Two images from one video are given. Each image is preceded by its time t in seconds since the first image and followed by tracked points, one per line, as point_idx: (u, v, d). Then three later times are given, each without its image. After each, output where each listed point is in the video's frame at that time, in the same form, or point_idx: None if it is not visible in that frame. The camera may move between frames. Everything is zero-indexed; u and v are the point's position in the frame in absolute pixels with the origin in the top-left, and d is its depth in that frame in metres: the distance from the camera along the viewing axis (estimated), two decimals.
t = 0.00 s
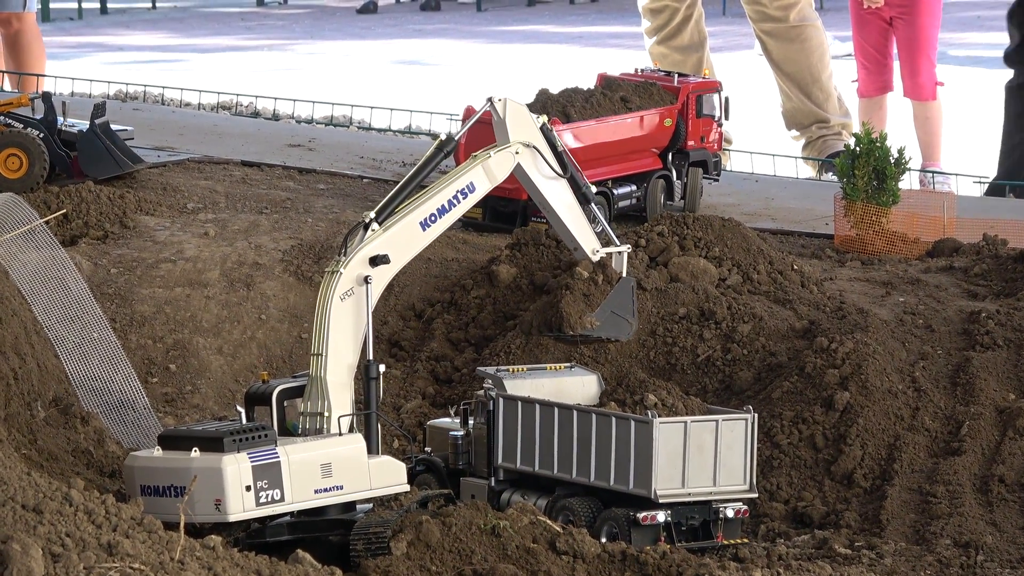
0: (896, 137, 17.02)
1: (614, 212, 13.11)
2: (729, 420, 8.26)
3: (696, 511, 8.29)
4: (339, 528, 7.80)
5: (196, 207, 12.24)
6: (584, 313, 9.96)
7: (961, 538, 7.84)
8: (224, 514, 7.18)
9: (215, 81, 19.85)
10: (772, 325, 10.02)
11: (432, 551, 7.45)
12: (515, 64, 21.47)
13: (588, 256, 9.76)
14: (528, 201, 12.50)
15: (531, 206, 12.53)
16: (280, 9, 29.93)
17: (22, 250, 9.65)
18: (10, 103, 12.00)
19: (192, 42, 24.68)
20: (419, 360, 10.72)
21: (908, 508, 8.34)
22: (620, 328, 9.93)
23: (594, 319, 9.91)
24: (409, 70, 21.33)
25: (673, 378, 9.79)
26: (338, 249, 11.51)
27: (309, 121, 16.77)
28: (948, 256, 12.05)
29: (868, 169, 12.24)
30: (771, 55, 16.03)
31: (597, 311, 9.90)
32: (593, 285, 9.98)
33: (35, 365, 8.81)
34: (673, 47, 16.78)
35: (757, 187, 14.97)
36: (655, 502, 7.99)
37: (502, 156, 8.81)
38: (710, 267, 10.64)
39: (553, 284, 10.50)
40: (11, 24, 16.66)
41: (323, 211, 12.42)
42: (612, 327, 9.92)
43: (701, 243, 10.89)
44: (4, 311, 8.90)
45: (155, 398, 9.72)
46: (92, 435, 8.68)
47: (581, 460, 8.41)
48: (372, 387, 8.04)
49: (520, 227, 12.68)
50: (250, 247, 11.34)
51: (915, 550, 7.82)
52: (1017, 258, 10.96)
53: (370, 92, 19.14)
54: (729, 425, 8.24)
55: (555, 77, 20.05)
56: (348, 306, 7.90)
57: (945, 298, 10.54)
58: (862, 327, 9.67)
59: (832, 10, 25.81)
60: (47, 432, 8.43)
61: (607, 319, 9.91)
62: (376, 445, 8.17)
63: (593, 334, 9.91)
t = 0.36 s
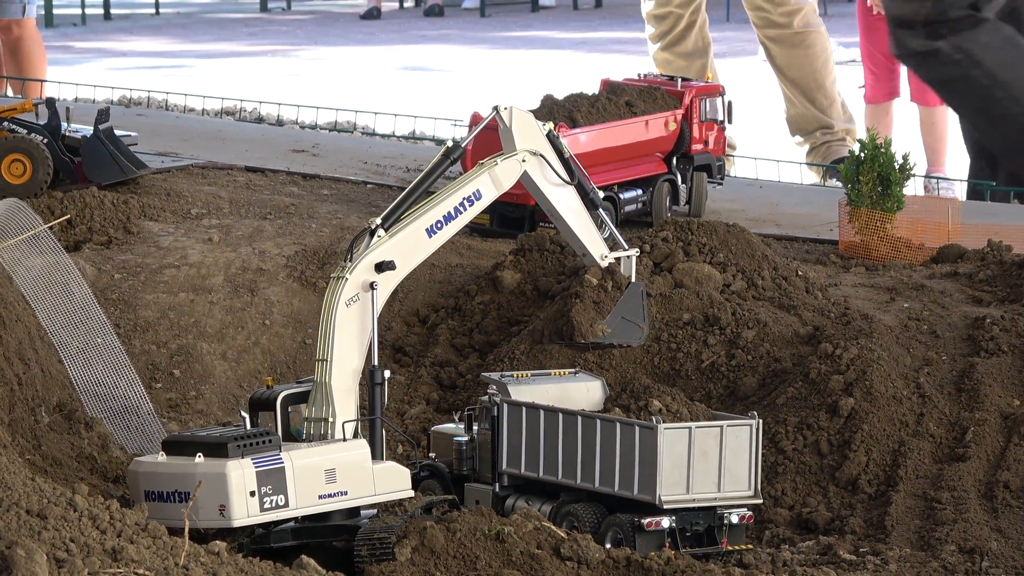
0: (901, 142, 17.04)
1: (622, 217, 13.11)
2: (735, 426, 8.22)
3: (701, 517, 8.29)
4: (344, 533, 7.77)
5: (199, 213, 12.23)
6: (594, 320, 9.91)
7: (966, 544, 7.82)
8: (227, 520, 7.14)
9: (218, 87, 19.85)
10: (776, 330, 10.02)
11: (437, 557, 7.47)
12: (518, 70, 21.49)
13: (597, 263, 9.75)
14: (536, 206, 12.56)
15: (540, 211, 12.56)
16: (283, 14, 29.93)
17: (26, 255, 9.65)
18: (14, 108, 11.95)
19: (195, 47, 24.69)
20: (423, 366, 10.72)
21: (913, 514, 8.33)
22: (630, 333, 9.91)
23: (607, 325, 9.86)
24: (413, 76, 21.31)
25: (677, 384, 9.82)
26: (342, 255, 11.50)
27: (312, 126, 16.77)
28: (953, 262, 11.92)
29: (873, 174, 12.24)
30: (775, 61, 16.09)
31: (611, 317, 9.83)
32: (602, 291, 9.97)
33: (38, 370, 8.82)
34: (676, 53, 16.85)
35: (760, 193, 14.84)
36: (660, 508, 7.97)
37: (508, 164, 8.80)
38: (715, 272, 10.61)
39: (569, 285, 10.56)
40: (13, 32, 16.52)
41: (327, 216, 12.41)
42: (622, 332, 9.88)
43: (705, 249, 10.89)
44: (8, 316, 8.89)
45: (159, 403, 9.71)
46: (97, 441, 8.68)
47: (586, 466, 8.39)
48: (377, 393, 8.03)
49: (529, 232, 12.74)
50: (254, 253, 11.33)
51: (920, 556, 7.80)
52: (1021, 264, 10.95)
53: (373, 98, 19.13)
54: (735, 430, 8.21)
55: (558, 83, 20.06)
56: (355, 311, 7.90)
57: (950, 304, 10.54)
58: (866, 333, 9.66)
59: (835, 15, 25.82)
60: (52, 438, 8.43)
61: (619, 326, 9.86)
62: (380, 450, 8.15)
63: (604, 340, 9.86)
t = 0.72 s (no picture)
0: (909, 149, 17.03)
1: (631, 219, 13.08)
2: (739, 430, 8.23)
3: (707, 521, 8.27)
4: (349, 537, 7.80)
5: (205, 216, 12.23)
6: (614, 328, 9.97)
7: (971, 549, 7.82)
8: (233, 523, 7.16)
9: (222, 89, 19.87)
10: (782, 334, 10.02)
11: (441, 561, 7.45)
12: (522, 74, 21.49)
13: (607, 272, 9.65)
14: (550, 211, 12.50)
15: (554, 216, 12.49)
16: (289, 17, 29.92)
17: (32, 258, 9.66)
18: (20, 111, 12.13)
19: (199, 49, 24.70)
20: (428, 370, 10.72)
21: (919, 518, 8.33)
22: (651, 338, 9.99)
23: (626, 338, 9.96)
24: (419, 79, 21.30)
25: (683, 389, 9.81)
26: (347, 258, 11.51)
27: (317, 129, 16.78)
28: (959, 266, 12.01)
29: (878, 179, 12.23)
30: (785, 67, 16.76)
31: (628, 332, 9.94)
32: (614, 310, 9.96)
33: (45, 373, 8.85)
34: (682, 58, 16.84)
35: (767, 197, 14.83)
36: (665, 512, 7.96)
37: (514, 167, 8.78)
38: (720, 277, 10.61)
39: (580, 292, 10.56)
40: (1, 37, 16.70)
41: (332, 220, 12.41)
42: (642, 339, 9.98)
43: (711, 253, 10.88)
44: (15, 318, 8.91)
45: (164, 406, 9.71)
46: (102, 444, 8.69)
47: (591, 470, 8.39)
48: (382, 396, 8.02)
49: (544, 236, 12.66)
50: (259, 256, 11.34)
51: (925, 561, 7.79)
52: None
53: (377, 101, 19.11)
54: (739, 435, 8.22)
55: (563, 86, 20.07)
56: (360, 315, 7.90)
57: (956, 309, 10.54)
58: (872, 338, 9.65)
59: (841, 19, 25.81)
60: (57, 441, 8.45)
61: (638, 334, 9.97)
62: (386, 454, 8.14)
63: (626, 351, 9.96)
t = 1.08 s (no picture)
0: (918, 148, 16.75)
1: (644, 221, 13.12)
2: (745, 433, 8.24)
3: (713, 524, 8.27)
4: (356, 539, 7.75)
5: (211, 218, 12.24)
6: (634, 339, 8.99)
7: (978, 552, 7.81)
8: (240, 525, 7.16)
9: (227, 91, 19.90)
10: (789, 336, 10.03)
11: (448, 563, 7.44)
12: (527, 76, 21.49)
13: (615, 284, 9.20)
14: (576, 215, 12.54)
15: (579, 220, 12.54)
16: (294, 19, 29.91)
17: (38, 261, 9.68)
18: (27, 113, 12.09)
19: (204, 51, 24.71)
20: (434, 372, 10.73)
21: (924, 521, 8.32)
22: (679, 326, 8.99)
23: (657, 342, 8.91)
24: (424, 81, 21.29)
25: (689, 391, 9.96)
26: (354, 260, 11.52)
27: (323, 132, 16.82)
28: (965, 268, 11.98)
29: (885, 181, 12.23)
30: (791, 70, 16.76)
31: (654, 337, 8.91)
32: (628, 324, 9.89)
33: (51, 376, 8.87)
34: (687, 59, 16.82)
35: (773, 199, 14.83)
36: (671, 515, 7.96)
37: (520, 169, 8.75)
38: (727, 279, 10.60)
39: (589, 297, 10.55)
40: None
41: (338, 222, 12.41)
42: (669, 331, 8.94)
43: (717, 255, 10.87)
44: (22, 321, 8.95)
45: (171, 408, 9.72)
46: (108, 446, 8.72)
47: (597, 472, 8.38)
48: (389, 399, 8.01)
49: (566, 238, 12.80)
50: (266, 258, 11.34)
51: (931, 564, 7.78)
52: None
53: (383, 103, 19.10)
54: (746, 438, 8.22)
55: (568, 89, 20.08)
56: (366, 317, 7.89)
57: (962, 311, 10.53)
58: (878, 340, 9.64)
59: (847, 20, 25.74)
60: (64, 443, 8.49)
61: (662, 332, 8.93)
62: (393, 456, 8.14)
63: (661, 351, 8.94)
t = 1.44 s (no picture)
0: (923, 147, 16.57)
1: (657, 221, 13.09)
2: (753, 433, 8.24)
3: (720, 525, 8.27)
4: (364, 541, 7.74)
5: (219, 219, 12.25)
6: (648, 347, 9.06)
7: (985, 552, 7.80)
8: (248, 527, 7.17)
9: (232, 92, 19.91)
10: (796, 337, 10.04)
11: (455, 565, 7.44)
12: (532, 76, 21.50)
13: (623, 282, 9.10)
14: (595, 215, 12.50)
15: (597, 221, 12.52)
16: (301, 19, 29.89)
17: (45, 262, 9.70)
18: (33, 115, 12.10)
19: (210, 52, 24.72)
20: (442, 373, 10.73)
21: (932, 521, 8.32)
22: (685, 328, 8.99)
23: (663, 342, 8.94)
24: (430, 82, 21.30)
25: (696, 392, 9.96)
26: (361, 261, 11.52)
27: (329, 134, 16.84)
28: (972, 269, 12.01)
29: (891, 182, 12.23)
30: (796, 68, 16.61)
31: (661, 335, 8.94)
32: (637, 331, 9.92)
33: (58, 378, 8.90)
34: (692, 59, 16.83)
35: (780, 199, 14.80)
36: (679, 516, 7.97)
37: (528, 171, 8.72)
38: (734, 280, 10.60)
39: (596, 298, 10.55)
40: None
41: (346, 223, 12.41)
42: (677, 330, 8.95)
43: (724, 256, 10.88)
44: (30, 323, 9.00)
45: (178, 410, 9.74)
46: (116, 447, 8.74)
47: (605, 473, 8.38)
48: (396, 400, 8.01)
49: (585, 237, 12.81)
50: (273, 260, 11.35)
51: (939, 564, 7.78)
52: None
53: (388, 104, 19.10)
54: (753, 438, 8.22)
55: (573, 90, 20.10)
56: (373, 318, 7.88)
57: (969, 312, 10.54)
58: (885, 340, 9.65)
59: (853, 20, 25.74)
60: (71, 445, 8.53)
61: (670, 331, 8.93)
62: (400, 457, 8.13)
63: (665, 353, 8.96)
